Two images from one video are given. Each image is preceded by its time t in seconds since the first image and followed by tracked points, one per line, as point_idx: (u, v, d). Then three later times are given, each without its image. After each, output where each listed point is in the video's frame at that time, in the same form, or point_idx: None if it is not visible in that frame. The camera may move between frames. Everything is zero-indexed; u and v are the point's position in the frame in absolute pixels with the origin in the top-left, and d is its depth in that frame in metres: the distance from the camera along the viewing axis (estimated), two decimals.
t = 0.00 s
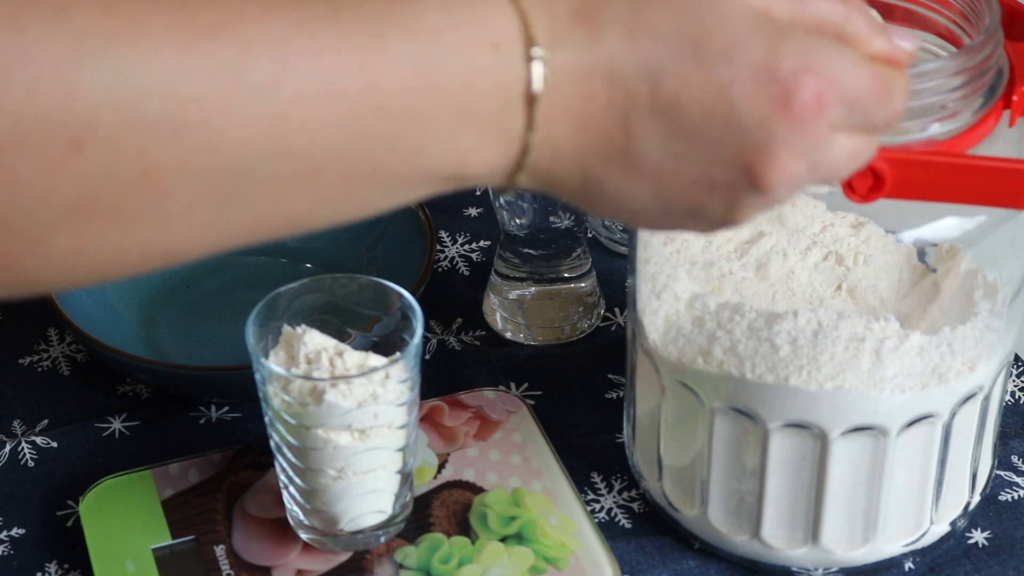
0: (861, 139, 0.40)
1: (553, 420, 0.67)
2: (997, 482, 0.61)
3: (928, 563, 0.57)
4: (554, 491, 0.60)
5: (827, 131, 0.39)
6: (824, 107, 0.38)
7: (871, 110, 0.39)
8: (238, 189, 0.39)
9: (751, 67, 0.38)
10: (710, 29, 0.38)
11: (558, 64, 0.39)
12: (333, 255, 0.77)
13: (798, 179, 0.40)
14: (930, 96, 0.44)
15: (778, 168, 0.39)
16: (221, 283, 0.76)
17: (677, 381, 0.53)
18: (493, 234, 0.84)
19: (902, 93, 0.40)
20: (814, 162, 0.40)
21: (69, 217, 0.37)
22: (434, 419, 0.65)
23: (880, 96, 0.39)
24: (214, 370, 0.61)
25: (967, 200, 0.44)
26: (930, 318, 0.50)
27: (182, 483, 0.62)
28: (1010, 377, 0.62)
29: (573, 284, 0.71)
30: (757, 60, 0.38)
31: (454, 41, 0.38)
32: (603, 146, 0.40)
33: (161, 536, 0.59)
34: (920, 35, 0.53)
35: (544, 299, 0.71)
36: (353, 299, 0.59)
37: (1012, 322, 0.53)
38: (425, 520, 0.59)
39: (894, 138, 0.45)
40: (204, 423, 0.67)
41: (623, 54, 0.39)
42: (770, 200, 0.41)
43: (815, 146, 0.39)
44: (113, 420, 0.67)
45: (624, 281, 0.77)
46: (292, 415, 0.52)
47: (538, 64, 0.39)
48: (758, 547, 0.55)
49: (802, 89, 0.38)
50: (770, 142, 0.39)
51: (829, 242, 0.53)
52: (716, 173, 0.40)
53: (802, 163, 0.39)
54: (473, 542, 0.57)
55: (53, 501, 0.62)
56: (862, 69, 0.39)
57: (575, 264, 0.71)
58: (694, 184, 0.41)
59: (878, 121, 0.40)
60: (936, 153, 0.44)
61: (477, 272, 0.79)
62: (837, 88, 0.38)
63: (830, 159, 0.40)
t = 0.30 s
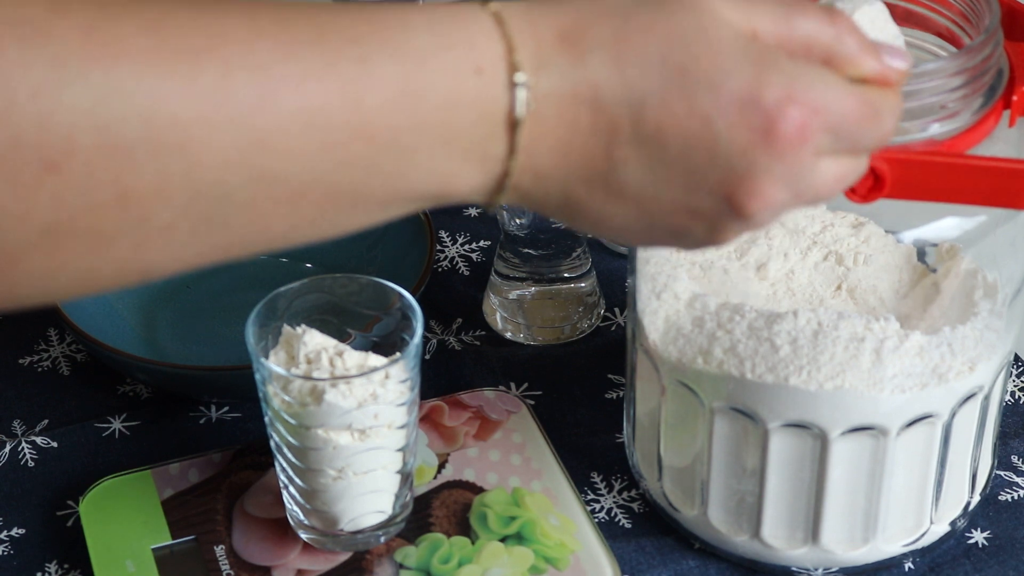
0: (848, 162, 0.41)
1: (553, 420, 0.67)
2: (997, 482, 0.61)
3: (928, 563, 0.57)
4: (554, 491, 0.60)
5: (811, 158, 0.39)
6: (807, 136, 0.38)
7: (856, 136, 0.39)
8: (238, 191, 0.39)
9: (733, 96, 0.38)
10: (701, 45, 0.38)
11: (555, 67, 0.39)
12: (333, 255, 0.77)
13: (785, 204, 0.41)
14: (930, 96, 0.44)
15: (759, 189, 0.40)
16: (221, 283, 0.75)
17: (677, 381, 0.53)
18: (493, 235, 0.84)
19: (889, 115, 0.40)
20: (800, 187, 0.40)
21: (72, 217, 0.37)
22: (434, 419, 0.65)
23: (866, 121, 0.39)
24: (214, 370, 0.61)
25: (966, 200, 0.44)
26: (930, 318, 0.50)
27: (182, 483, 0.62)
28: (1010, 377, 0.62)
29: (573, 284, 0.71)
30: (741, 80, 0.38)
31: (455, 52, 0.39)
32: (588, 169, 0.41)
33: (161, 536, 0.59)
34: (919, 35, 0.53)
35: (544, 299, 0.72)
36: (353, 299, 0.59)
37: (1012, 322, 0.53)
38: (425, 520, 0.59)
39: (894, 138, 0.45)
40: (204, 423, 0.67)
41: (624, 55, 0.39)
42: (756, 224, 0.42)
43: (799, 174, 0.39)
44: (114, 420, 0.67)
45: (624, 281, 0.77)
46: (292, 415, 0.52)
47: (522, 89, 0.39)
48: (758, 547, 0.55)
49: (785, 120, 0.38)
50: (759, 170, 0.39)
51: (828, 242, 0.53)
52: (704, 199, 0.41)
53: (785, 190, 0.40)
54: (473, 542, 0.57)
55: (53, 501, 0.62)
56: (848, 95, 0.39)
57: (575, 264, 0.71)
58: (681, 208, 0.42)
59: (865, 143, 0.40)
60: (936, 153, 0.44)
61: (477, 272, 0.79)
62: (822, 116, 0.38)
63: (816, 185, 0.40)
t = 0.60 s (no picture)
0: (839, 158, 0.40)
1: (553, 420, 0.67)
2: (997, 482, 0.61)
3: (928, 563, 0.57)
4: (554, 491, 0.60)
5: (799, 154, 0.39)
6: (793, 131, 0.38)
7: (845, 132, 0.39)
8: (238, 191, 0.39)
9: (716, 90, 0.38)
10: (700, 46, 0.38)
11: (552, 67, 0.39)
12: (333, 255, 0.77)
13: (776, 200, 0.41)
14: (929, 95, 0.44)
15: (760, 189, 0.40)
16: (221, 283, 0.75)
17: (677, 381, 0.53)
18: (493, 234, 0.84)
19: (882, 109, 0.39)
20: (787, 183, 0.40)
21: (73, 217, 0.38)
22: (434, 419, 0.65)
23: (855, 116, 0.39)
24: (216, 369, 0.61)
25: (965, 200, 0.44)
26: (930, 318, 0.51)
27: (182, 483, 0.62)
28: (1010, 377, 0.62)
29: (573, 284, 0.71)
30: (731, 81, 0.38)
31: (452, 53, 0.39)
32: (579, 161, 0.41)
33: (161, 536, 0.59)
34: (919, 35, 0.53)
35: (544, 299, 0.72)
36: (353, 299, 0.59)
37: (1012, 322, 0.53)
38: (425, 520, 0.59)
39: (893, 138, 0.45)
40: (204, 423, 0.67)
41: (623, 54, 0.39)
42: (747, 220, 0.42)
43: (786, 169, 0.39)
44: (114, 420, 0.67)
45: (624, 281, 0.77)
46: (292, 415, 0.52)
47: (508, 88, 0.39)
48: (758, 547, 0.55)
49: (770, 115, 0.38)
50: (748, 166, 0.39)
51: (829, 242, 0.53)
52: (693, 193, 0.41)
53: (772, 186, 0.40)
54: (473, 542, 0.57)
55: (53, 501, 0.62)
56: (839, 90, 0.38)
57: (575, 264, 0.71)
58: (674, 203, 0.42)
59: (856, 139, 0.39)
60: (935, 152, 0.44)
61: (477, 272, 0.79)
62: (809, 111, 0.38)
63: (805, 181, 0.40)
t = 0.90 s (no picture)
0: (835, 170, 0.40)
1: (553, 420, 0.67)
2: (997, 482, 0.61)
3: (928, 563, 0.57)
4: (554, 491, 0.60)
5: (791, 168, 0.39)
6: (786, 146, 0.38)
7: (841, 145, 0.39)
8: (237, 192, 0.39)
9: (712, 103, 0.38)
10: (700, 47, 0.38)
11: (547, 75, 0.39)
12: (333, 255, 0.77)
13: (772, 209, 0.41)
14: (930, 95, 0.44)
15: (753, 204, 0.40)
16: (221, 283, 0.76)
17: (677, 381, 0.53)
18: (493, 234, 0.84)
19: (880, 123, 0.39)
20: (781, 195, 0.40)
21: (72, 219, 0.38)
22: (434, 419, 0.66)
23: (851, 130, 0.39)
24: (216, 369, 0.61)
25: (966, 200, 0.44)
26: (930, 318, 0.51)
27: (182, 483, 0.62)
28: (1010, 377, 0.62)
29: (573, 284, 0.71)
30: (730, 86, 0.38)
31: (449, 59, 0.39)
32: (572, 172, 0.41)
33: (161, 536, 0.59)
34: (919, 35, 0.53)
35: (544, 299, 0.72)
36: (353, 299, 0.59)
37: (1012, 322, 0.53)
38: (425, 520, 0.59)
39: (894, 138, 0.45)
40: (204, 423, 0.67)
41: (622, 53, 0.39)
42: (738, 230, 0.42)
43: (778, 184, 0.39)
44: (114, 420, 0.67)
45: (624, 281, 0.77)
46: (292, 415, 0.52)
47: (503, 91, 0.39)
48: (758, 547, 0.55)
49: (762, 130, 0.38)
50: (743, 175, 0.39)
51: (829, 241, 0.53)
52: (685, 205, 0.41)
53: (764, 199, 0.40)
54: (473, 542, 0.57)
55: (53, 501, 0.62)
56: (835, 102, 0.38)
57: (575, 264, 0.71)
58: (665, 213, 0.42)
59: (851, 153, 0.40)
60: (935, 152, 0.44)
61: (477, 272, 0.79)
62: (803, 126, 0.38)
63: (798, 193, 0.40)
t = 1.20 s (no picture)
0: (733, 134, 0.40)
1: (553, 420, 0.67)
2: (997, 482, 0.61)
3: (928, 563, 0.57)
4: (554, 491, 0.60)
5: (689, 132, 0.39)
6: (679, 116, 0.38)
7: (742, 106, 0.39)
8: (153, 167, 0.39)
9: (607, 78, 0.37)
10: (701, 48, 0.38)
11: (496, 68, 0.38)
12: (333, 256, 0.77)
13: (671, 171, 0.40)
14: (930, 95, 0.44)
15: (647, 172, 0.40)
16: (221, 284, 0.76)
17: (677, 381, 0.53)
18: (493, 235, 0.84)
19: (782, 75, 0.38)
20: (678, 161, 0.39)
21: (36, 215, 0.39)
22: (433, 419, 0.65)
23: (746, 95, 0.38)
24: (218, 369, 0.61)
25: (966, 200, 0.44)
26: (930, 318, 0.50)
27: (182, 483, 0.62)
28: (1010, 377, 0.62)
29: (573, 284, 0.71)
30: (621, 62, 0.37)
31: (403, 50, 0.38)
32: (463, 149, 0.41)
33: (161, 536, 0.59)
34: (919, 35, 0.53)
35: (544, 299, 0.72)
36: (353, 299, 0.59)
37: (1012, 322, 0.53)
38: (425, 520, 0.59)
39: (893, 138, 0.45)
40: (204, 423, 0.67)
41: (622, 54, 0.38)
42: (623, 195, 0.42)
43: (675, 153, 0.39)
44: (114, 420, 0.67)
45: (624, 282, 0.77)
46: (292, 415, 0.52)
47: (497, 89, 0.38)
48: (758, 547, 0.55)
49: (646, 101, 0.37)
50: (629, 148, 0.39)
51: (829, 241, 0.53)
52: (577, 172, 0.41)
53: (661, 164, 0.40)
54: (473, 542, 0.57)
55: (53, 501, 0.62)
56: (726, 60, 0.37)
57: (575, 264, 0.71)
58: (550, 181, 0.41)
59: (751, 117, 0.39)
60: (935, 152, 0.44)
61: (477, 272, 0.79)
62: (698, 96, 0.37)
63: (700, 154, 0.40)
